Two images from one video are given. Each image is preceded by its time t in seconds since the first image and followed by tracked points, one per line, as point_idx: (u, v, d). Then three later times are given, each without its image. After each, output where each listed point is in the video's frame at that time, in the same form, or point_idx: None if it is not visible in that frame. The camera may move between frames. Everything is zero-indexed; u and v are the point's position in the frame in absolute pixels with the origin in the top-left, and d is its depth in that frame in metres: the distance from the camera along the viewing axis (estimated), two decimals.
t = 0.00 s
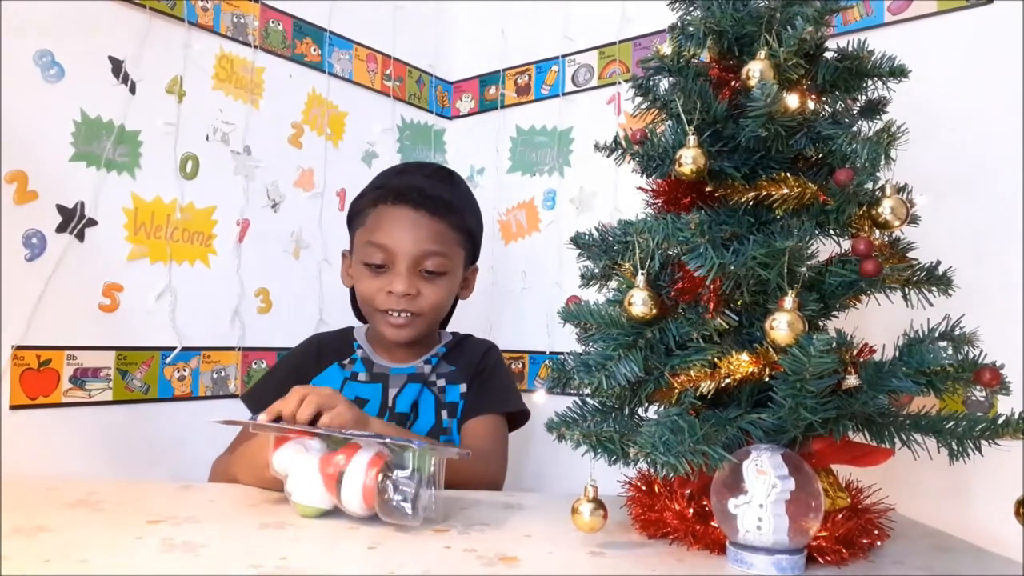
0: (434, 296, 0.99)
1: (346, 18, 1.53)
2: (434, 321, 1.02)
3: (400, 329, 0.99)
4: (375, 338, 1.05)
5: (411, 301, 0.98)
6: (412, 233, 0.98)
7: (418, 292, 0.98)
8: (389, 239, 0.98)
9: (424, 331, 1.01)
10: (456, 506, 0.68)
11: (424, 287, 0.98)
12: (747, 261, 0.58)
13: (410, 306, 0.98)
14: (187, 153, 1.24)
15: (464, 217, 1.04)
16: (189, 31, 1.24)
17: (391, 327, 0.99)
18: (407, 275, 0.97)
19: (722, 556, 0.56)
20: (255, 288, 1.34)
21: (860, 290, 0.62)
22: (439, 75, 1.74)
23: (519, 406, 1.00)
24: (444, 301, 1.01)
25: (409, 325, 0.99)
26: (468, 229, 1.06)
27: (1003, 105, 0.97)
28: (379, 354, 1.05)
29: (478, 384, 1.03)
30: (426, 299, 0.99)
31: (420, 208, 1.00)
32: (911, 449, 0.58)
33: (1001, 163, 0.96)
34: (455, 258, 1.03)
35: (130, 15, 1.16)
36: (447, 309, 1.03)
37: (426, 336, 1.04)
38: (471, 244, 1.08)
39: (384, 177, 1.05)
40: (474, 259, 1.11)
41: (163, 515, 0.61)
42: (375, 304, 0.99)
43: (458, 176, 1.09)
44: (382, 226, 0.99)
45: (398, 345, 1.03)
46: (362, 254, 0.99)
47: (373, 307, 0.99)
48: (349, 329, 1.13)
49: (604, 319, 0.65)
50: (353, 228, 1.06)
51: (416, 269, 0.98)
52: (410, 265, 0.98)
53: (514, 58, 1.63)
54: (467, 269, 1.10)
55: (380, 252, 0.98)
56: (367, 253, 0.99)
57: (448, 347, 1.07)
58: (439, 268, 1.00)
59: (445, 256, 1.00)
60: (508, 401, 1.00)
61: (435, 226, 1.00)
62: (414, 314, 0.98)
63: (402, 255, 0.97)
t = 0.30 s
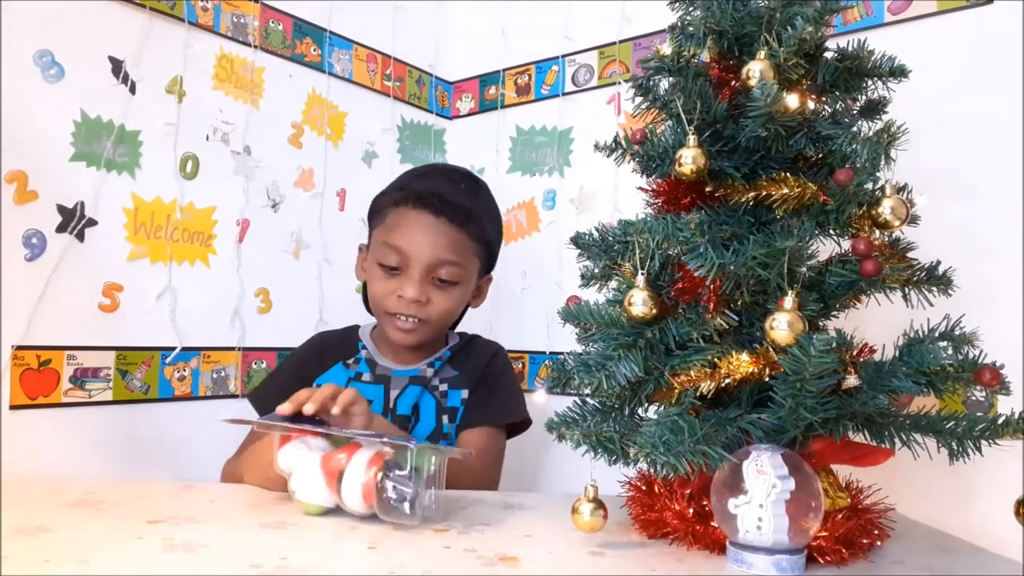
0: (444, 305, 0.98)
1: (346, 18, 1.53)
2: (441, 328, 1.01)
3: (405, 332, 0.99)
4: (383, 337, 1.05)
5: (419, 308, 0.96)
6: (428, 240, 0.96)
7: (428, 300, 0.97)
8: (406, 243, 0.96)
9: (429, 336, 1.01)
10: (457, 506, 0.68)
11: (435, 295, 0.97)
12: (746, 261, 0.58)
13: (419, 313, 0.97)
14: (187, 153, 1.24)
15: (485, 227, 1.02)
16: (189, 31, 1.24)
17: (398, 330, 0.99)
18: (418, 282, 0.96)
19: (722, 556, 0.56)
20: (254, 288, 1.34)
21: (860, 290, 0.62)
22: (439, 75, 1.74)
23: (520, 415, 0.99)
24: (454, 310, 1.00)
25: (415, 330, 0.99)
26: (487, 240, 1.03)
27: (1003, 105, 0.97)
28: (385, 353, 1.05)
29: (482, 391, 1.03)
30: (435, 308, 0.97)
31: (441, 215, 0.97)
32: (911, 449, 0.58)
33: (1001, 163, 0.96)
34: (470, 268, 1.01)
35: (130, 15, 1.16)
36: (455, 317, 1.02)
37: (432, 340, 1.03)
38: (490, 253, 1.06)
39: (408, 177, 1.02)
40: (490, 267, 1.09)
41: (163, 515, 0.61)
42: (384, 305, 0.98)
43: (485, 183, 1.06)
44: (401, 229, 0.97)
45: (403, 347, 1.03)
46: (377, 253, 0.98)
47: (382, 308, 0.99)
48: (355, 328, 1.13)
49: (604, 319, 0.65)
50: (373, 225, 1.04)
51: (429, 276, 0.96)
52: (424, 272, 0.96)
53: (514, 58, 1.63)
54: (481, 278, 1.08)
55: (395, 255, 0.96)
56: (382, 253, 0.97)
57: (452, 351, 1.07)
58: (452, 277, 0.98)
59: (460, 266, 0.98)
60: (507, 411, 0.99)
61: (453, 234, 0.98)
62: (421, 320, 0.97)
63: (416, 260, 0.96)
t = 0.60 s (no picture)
0: (441, 322, 0.97)
1: (346, 18, 1.53)
2: (435, 341, 0.99)
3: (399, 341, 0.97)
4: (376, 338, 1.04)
5: (417, 321, 0.95)
6: (439, 256, 0.94)
7: (426, 315, 0.95)
8: (417, 255, 0.94)
9: (421, 346, 0.99)
10: (456, 506, 0.68)
11: (434, 311, 0.95)
12: (747, 261, 0.58)
13: (415, 326, 0.95)
14: (187, 153, 1.24)
15: (496, 252, 1.00)
16: (189, 31, 1.24)
17: (391, 337, 0.97)
18: (422, 296, 0.94)
19: (722, 556, 0.56)
20: (255, 288, 1.34)
21: (860, 290, 0.62)
22: (439, 75, 1.74)
23: (515, 439, 1.05)
24: (451, 327, 0.98)
25: (408, 341, 0.97)
26: (496, 263, 1.02)
27: (1003, 105, 0.97)
28: (375, 352, 1.04)
29: (478, 409, 1.04)
30: (432, 323, 0.96)
31: (457, 233, 0.95)
32: (911, 449, 0.58)
33: (1000, 163, 0.96)
34: (475, 288, 0.99)
35: (130, 15, 1.16)
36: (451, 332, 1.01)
37: (423, 350, 1.02)
38: (496, 275, 1.04)
39: (433, 186, 0.99)
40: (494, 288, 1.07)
41: (163, 515, 0.61)
42: (384, 312, 0.97)
43: (509, 205, 1.04)
44: (414, 240, 0.95)
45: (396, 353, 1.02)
46: (387, 259, 0.96)
47: (382, 314, 0.97)
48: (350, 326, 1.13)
49: (604, 319, 0.65)
50: (388, 228, 1.02)
51: (433, 292, 0.95)
52: (429, 287, 0.94)
53: (514, 58, 1.63)
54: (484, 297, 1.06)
55: (403, 264, 0.94)
56: (391, 260, 0.96)
57: (449, 362, 1.06)
58: (456, 296, 0.96)
59: (465, 286, 0.96)
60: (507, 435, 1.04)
61: (464, 254, 0.96)
62: (416, 333, 0.96)
63: (422, 274, 0.94)
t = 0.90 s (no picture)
0: (441, 319, 0.97)
1: (346, 18, 1.53)
2: (435, 340, 0.99)
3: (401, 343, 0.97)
4: (376, 342, 1.04)
5: (416, 321, 0.94)
6: (432, 253, 0.94)
7: (425, 315, 0.95)
8: (409, 255, 0.94)
9: (422, 346, 0.99)
10: (456, 505, 0.68)
11: (433, 310, 0.95)
12: (747, 261, 0.58)
13: (415, 327, 0.95)
14: (187, 153, 1.24)
15: (489, 244, 1.00)
16: (189, 31, 1.24)
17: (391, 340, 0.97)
18: (419, 296, 0.94)
19: (722, 556, 0.56)
20: (254, 288, 1.34)
21: (860, 290, 0.62)
22: (439, 75, 1.74)
23: (519, 441, 1.04)
24: (450, 324, 0.98)
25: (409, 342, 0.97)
26: (490, 254, 1.02)
27: (1002, 105, 0.97)
28: (375, 356, 1.04)
29: (480, 414, 1.04)
30: (432, 322, 0.96)
31: (447, 228, 0.95)
32: (911, 449, 0.58)
33: (1000, 163, 0.96)
34: (470, 282, 0.99)
35: (130, 15, 1.16)
36: (451, 329, 1.01)
37: (424, 348, 1.02)
38: (491, 268, 1.04)
39: (416, 183, 0.99)
40: (489, 279, 1.07)
41: (163, 515, 0.61)
42: (382, 316, 0.96)
43: (496, 195, 1.04)
44: (404, 240, 0.95)
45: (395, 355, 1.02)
46: (378, 262, 0.96)
47: (379, 318, 0.97)
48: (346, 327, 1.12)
49: (604, 319, 0.65)
50: (375, 229, 1.02)
51: (429, 290, 0.94)
52: (424, 286, 0.94)
53: (514, 58, 1.63)
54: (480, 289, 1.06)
55: (397, 265, 0.94)
56: (383, 262, 0.95)
57: (447, 365, 1.06)
58: (453, 292, 0.96)
59: (462, 281, 0.96)
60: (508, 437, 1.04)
61: (457, 250, 0.95)
62: (416, 334, 0.96)
63: (417, 273, 0.94)
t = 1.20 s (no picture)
0: (431, 312, 0.96)
1: (346, 18, 1.53)
2: (427, 334, 0.99)
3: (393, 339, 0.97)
4: (368, 343, 1.04)
5: (407, 315, 0.94)
6: (416, 244, 0.94)
7: (415, 307, 0.94)
8: (393, 248, 0.94)
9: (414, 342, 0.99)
10: (456, 506, 0.68)
11: (423, 302, 0.95)
12: (747, 261, 0.58)
13: (406, 320, 0.95)
14: (187, 153, 1.24)
15: (474, 234, 1.01)
16: (188, 31, 1.24)
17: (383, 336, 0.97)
18: (407, 289, 0.94)
19: (723, 557, 0.56)
20: (254, 288, 1.34)
21: (860, 290, 0.62)
22: (438, 74, 1.74)
23: (517, 440, 1.05)
24: (440, 316, 0.98)
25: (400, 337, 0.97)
26: (475, 244, 1.02)
27: (1003, 105, 0.97)
28: (368, 357, 1.04)
29: (478, 414, 1.05)
30: (422, 315, 0.95)
31: (429, 219, 0.96)
32: (912, 449, 0.58)
33: (1000, 163, 0.96)
34: (458, 273, 0.99)
35: (129, 14, 1.16)
36: (442, 323, 1.00)
37: (417, 344, 1.02)
38: (478, 260, 1.05)
39: (395, 179, 1.01)
40: (477, 271, 1.08)
41: (162, 515, 0.60)
42: (371, 313, 0.96)
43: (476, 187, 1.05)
44: (387, 234, 0.96)
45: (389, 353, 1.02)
46: (363, 259, 0.96)
47: (369, 315, 0.97)
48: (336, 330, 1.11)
49: (604, 319, 0.65)
50: (359, 228, 1.03)
51: (416, 282, 0.94)
52: (411, 279, 0.94)
53: (514, 58, 1.62)
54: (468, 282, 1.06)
55: (382, 260, 0.94)
56: (368, 259, 0.96)
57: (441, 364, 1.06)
58: (441, 283, 0.96)
59: (448, 272, 0.97)
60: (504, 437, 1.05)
61: (441, 241, 0.96)
62: (407, 327, 0.95)
63: (403, 266, 0.94)
